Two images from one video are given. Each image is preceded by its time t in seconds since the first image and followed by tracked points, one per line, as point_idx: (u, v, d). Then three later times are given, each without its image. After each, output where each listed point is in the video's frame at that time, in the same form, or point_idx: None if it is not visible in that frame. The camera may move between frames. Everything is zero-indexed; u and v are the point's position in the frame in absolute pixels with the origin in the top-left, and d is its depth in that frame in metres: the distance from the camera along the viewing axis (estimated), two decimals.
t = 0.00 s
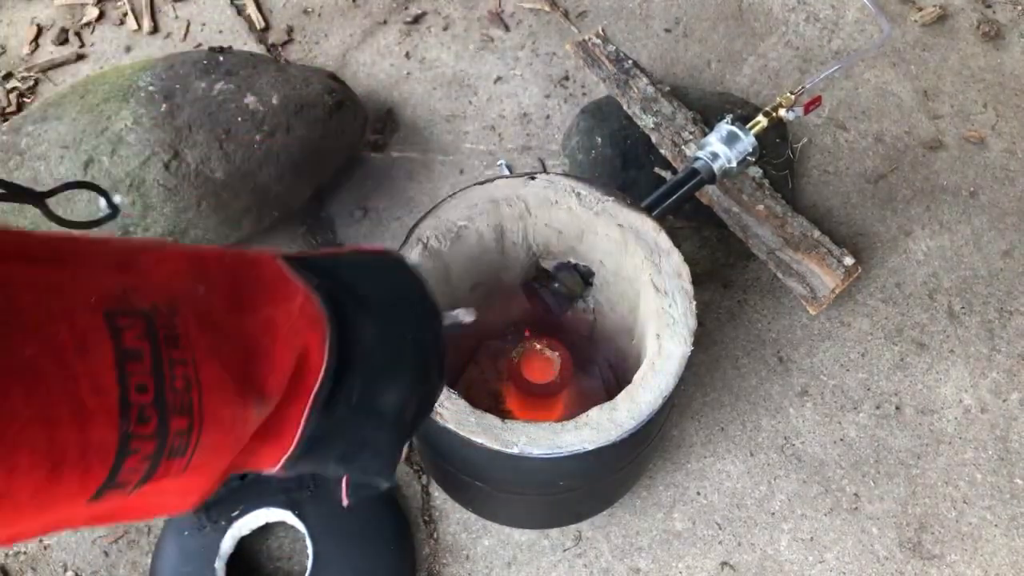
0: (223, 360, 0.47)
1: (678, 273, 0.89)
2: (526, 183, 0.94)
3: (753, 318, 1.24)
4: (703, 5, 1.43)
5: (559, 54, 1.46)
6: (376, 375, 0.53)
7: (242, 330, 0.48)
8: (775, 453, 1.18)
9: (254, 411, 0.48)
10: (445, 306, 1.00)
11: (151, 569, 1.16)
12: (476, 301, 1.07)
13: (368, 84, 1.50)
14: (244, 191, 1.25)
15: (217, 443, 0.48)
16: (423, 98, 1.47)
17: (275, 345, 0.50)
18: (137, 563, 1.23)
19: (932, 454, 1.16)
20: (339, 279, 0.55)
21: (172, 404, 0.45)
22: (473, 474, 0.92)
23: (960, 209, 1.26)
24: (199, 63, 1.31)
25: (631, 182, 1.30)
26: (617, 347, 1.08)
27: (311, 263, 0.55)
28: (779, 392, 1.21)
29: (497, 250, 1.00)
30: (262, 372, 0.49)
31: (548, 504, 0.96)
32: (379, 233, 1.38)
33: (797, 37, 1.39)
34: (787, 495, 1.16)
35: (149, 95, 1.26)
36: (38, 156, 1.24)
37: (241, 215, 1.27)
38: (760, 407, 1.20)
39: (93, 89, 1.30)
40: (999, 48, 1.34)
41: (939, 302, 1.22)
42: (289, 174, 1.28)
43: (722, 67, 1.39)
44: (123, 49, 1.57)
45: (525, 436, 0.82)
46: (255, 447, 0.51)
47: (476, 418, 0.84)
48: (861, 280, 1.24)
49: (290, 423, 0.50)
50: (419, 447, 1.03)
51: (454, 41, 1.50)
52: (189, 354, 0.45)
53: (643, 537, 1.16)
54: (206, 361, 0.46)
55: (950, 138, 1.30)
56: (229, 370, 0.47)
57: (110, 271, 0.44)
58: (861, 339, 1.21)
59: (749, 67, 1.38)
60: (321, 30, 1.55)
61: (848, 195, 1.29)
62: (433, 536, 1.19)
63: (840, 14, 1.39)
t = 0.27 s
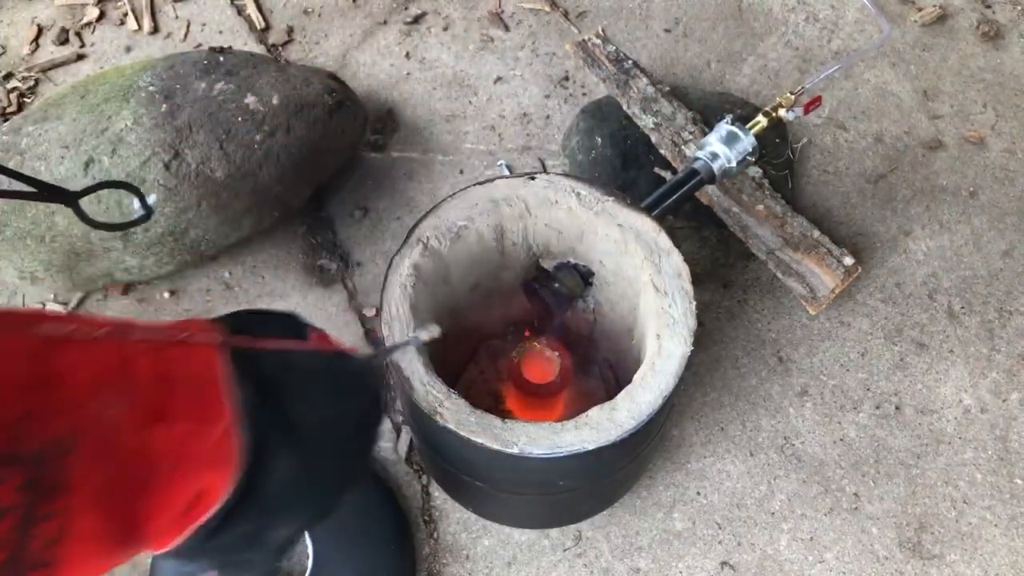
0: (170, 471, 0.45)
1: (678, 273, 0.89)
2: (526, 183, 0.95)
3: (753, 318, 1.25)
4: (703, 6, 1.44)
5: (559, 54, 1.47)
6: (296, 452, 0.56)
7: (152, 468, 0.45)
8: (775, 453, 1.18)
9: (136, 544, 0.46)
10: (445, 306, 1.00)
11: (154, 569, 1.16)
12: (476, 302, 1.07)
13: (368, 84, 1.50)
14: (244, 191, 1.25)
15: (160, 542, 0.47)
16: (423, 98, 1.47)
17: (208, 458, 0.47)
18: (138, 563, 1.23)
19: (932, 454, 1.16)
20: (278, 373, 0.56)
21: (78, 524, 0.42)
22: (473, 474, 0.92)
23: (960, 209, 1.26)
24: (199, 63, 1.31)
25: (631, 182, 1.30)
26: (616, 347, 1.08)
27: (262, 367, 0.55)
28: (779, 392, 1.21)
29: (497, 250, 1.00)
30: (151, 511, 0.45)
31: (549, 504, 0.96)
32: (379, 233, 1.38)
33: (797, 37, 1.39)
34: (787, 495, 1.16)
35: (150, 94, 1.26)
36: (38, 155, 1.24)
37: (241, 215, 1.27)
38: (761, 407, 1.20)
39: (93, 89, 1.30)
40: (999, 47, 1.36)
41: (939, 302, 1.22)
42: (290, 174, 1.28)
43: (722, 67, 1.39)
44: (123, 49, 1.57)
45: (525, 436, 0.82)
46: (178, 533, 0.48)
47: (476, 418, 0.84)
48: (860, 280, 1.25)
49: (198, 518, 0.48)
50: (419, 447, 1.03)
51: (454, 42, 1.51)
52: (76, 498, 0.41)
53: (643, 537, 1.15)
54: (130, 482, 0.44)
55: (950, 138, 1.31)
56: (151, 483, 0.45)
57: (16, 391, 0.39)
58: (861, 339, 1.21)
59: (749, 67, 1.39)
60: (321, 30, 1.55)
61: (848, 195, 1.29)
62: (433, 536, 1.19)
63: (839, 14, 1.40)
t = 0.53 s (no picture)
0: None
1: (678, 273, 0.89)
2: (526, 183, 0.95)
3: (752, 319, 1.26)
4: (703, 7, 1.45)
5: (559, 54, 1.47)
6: None
7: None
8: (775, 453, 1.18)
9: None
10: (445, 306, 1.00)
11: (151, 570, 1.14)
12: (475, 302, 1.07)
13: (368, 84, 1.50)
14: (244, 191, 1.25)
15: None
16: (424, 98, 1.48)
17: None
18: (137, 563, 1.20)
19: (932, 454, 1.15)
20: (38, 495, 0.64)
21: None
22: (473, 474, 0.92)
23: (960, 209, 1.26)
24: (199, 63, 1.31)
25: (628, 181, 1.29)
26: (616, 347, 1.08)
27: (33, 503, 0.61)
28: (779, 392, 1.21)
29: (497, 251, 1.00)
30: None
31: (549, 504, 0.96)
32: (379, 233, 1.38)
33: (797, 38, 1.40)
34: (787, 495, 1.15)
35: (150, 95, 1.25)
36: (38, 154, 1.23)
37: (241, 215, 1.27)
38: (761, 407, 1.20)
39: (93, 90, 1.29)
40: (999, 47, 1.36)
41: (939, 302, 1.22)
42: (290, 174, 1.28)
43: (722, 67, 1.39)
44: (123, 49, 1.57)
45: (525, 436, 0.82)
46: None
47: (476, 418, 0.84)
48: (860, 280, 1.25)
49: None
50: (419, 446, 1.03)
51: (454, 42, 1.52)
52: None
53: (643, 536, 1.15)
54: None
55: (950, 138, 1.31)
56: None
57: None
58: (861, 339, 1.22)
59: (748, 66, 1.39)
60: (322, 31, 1.56)
61: (848, 195, 1.29)
62: (433, 536, 1.19)
63: (839, 14, 1.41)
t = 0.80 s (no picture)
0: None
1: (678, 273, 0.89)
2: (526, 183, 0.95)
3: (752, 319, 1.26)
4: (703, 7, 1.45)
5: (559, 54, 1.47)
6: None
7: None
8: (775, 453, 1.18)
9: None
10: (445, 306, 1.00)
11: (151, 570, 1.14)
12: (475, 302, 1.07)
13: (368, 84, 1.50)
14: (244, 191, 1.25)
15: None
16: (424, 98, 1.48)
17: None
18: (137, 564, 1.20)
19: (932, 454, 1.15)
20: None
21: None
22: (473, 474, 0.92)
23: (960, 209, 1.26)
24: (199, 63, 1.31)
25: (629, 181, 1.29)
26: (617, 347, 1.08)
27: None
28: (779, 392, 1.21)
29: (497, 251, 1.00)
30: None
31: (550, 504, 0.96)
32: (379, 233, 1.38)
33: (797, 38, 1.40)
34: (787, 495, 1.15)
35: (150, 95, 1.25)
36: (38, 154, 1.23)
37: (241, 215, 1.27)
38: (761, 407, 1.20)
39: (94, 90, 1.29)
40: (998, 47, 1.36)
41: (939, 302, 1.22)
42: (289, 174, 1.28)
43: (722, 67, 1.39)
44: (123, 49, 1.57)
45: (525, 436, 0.82)
46: None
47: (476, 418, 0.84)
48: (860, 281, 1.25)
49: None
50: (419, 446, 1.03)
51: (454, 42, 1.52)
52: None
53: (643, 536, 1.15)
54: None
55: (950, 138, 1.31)
56: None
57: None
58: (861, 339, 1.22)
59: (748, 67, 1.39)
60: (322, 31, 1.56)
61: (848, 195, 1.29)
62: (433, 536, 1.19)
63: (839, 15, 1.41)
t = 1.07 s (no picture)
0: None
1: (678, 273, 0.89)
2: (526, 183, 0.95)
3: (752, 319, 1.26)
4: (703, 7, 1.45)
5: (559, 54, 1.47)
6: None
7: None
8: (775, 453, 1.18)
9: None
10: (445, 306, 1.00)
11: (151, 570, 1.14)
12: (475, 302, 1.07)
13: (368, 84, 1.50)
14: (244, 191, 1.25)
15: None
16: (424, 98, 1.48)
17: None
18: (137, 563, 1.20)
19: (932, 454, 1.15)
20: None
21: None
22: (473, 474, 0.92)
23: (960, 209, 1.26)
24: (199, 63, 1.31)
25: (630, 183, 1.30)
26: (616, 347, 1.08)
27: None
28: (779, 391, 1.21)
29: (497, 251, 1.00)
30: None
31: (550, 504, 0.96)
32: (379, 233, 1.38)
33: (797, 37, 1.40)
34: (787, 495, 1.15)
35: (150, 95, 1.25)
36: (38, 154, 1.23)
37: (241, 215, 1.27)
38: (761, 407, 1.20)
39: (94, 89, 1.29)
40: (998, 47, 1.36)
41: (939, 302, 1.22)
42: (289, 174, 1.28)
43: (722, 67, 1.39)
44: (123, 49, 1.57)
45: (525, 436, 0.82)
46: None
47: (476, 418, 0.84)
48: (860, 281, 1.25)
49: None
50: (419, 446, 1.03)
51: (454, 42, 1.52)
52: None
53: (643, 536, 1.15)
54: None
55: (950, 138, 1.31)
56: None
57: None
58: (861, 339, 1.22)
59: (748, 66, 1.39)
60: (322, 31, 1.56)
61: (848, 195, 1.29)
62: (433, 536, 1.19)
63: (839, 14, 1.41)
